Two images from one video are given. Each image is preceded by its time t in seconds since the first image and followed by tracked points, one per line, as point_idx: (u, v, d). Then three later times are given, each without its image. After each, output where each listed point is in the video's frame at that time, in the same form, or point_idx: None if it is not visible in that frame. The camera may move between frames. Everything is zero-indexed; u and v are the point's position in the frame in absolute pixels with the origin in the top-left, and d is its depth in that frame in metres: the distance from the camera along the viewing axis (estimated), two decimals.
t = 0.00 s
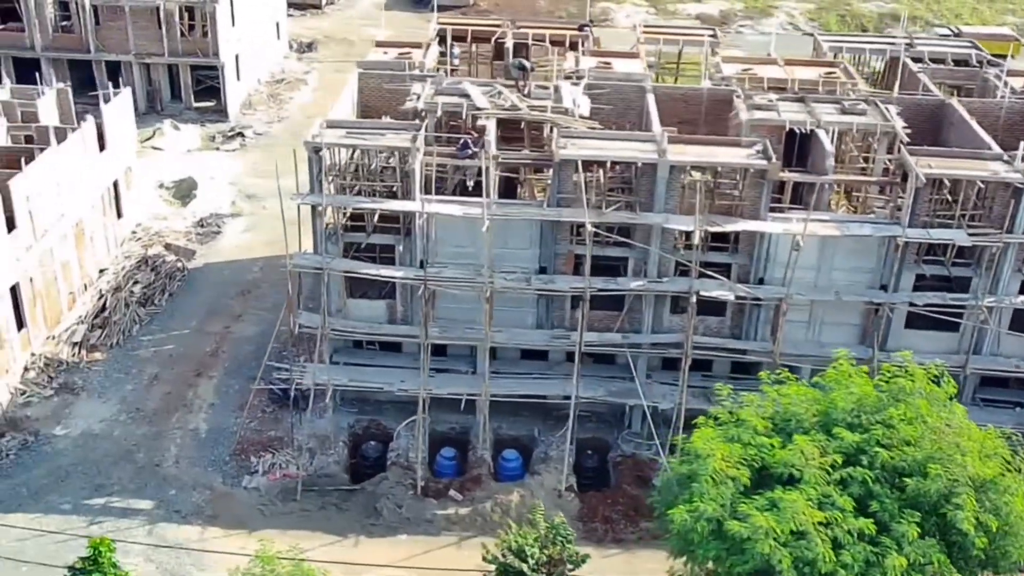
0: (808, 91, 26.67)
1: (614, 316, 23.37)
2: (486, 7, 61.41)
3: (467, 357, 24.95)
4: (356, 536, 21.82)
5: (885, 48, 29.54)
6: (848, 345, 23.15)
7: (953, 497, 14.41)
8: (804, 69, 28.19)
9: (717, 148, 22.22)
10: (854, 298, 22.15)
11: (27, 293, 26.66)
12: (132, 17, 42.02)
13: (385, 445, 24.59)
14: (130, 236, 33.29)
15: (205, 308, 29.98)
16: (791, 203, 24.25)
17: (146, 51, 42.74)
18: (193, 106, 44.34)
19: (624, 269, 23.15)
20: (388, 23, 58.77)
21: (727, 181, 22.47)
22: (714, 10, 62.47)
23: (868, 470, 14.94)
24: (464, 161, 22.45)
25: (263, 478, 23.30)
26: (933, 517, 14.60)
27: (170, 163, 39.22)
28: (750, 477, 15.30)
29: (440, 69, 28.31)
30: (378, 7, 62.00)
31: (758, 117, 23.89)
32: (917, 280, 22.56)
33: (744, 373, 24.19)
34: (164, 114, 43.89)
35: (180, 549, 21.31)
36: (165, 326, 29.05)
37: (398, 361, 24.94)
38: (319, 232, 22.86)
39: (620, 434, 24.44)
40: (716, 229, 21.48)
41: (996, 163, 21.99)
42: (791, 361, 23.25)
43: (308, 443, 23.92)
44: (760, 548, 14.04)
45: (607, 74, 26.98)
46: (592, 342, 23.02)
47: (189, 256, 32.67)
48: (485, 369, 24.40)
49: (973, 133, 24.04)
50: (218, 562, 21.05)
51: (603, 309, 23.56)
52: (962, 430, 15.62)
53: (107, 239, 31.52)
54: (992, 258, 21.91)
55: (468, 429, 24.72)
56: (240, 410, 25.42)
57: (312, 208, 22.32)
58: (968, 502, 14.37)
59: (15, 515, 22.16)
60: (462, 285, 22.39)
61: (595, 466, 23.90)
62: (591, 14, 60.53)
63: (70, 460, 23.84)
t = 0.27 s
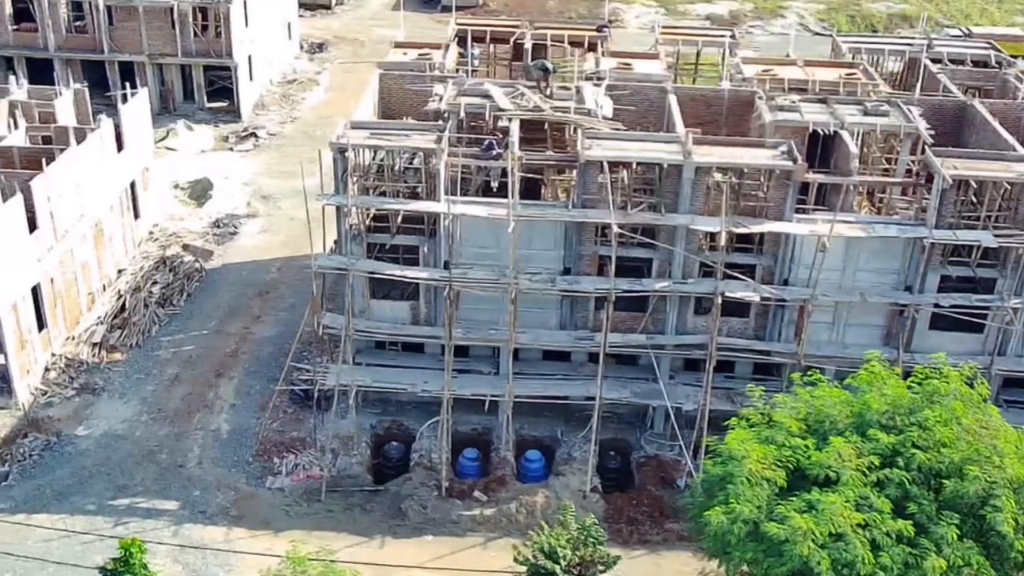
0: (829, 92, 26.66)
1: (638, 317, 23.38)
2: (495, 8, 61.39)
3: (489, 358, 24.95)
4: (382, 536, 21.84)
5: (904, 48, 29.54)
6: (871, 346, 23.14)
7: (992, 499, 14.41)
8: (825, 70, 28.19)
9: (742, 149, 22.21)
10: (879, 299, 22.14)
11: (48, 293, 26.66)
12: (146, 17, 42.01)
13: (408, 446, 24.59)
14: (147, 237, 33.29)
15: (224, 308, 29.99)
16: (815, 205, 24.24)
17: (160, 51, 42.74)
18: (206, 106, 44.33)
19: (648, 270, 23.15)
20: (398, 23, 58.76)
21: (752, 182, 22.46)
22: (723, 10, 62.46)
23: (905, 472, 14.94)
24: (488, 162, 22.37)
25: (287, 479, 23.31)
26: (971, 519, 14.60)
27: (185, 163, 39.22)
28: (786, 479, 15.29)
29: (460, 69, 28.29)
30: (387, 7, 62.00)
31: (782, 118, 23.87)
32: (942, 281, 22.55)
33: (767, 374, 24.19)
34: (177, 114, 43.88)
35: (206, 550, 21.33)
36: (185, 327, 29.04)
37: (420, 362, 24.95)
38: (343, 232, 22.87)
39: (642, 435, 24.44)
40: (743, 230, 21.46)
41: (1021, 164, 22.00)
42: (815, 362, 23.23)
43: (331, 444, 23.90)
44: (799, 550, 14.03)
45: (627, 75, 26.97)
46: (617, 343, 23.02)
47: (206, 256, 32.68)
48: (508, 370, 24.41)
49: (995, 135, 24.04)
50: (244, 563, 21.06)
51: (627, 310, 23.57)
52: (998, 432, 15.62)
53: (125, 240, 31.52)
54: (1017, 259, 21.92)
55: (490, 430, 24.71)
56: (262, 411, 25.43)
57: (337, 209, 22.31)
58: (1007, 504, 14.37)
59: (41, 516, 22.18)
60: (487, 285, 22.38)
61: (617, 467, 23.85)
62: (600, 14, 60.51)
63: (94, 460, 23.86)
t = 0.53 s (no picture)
0: (851, 93, 26.65)
1: (662, 318, 23.38)
2: (506, 8, 61.38)
3: (511, 359, 24.95)
4: (407, 538, 21.83)
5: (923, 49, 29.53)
6: (896, 348, 23.12)
7: None
8: (846, 71, 28.18)
9: (768, 151, 22.20)
10: (904, 300, 22.12)
11: (69, 294, 26.64)
12: (160, 17, 42.03)
13: (431, 447, 24.59)
14: (165, 238, 33.30)
15: (244, 309, 29.99)
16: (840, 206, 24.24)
17: (174, 52, 42.76)
18: (220, 107, 44.33)
19: (672, 271, 23.15)
20: (408, 23, 58.76)
21: (777, 183, 22.45)
22: (734, 10, 62.45)
23: (942, 475, 14.94)
24: (513, 163, 22.33)
25: (311, 480, 23.31)
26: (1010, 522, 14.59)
27: (200, 164, 39.23)
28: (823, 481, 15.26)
29: (480, 70, 28.28)
30: (398, 7, 62.00)
31: (806, 119, 23.87)
32: (967, 283, 22.53)
33: (790, 375, 24.18)
34: (191, 115, 43.89)
35: (232, 551, 21.33)
36: (204, 328, 29.04)
37: (443, 363, 24.95)
38: (369, 233, 22.87)
39: (665, 436, 24.43)
40: (769, 232, 21.44)
41: None
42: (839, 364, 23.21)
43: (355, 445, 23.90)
44: (839, 553, 14.02)
45: (649, 76, 26.96)
46: (641, 345, 23.00)
47: (224, 257, 32.69)
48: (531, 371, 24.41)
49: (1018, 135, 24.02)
50: (271, 564, 21.06)
51: (651, 311, 23.58)
52: None
53: (143, 241, 31.51)
54: None
55: (513, 431, 24.70)
56: (284, 412, 25.43)
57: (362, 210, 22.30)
58: None
59: (66, 517, 22.20)
60: (511, 286, 22.36)
61: (641, 468, 23.84)
62: (611, 15, 60.50)
63: (118, 462, 23.86)
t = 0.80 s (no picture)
0: (872, 94, 26.65)
1: (686, 320, 23.38)
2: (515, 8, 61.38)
3: (534, 360, 24.93)
4: (433, 539, 21.84)
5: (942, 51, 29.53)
6: (920, 349, 23.11)
7: None
8: (866, 72, 28.18)
9: (793, 152, 22.20)
10: (930, 302, 22.11)
11: (90, 296, 26.60)
12: (174, 18, 42.03)
13: (454, 448, 24.59)
14: (182, 238, 33.29)
15: (263, 310, 29.98)
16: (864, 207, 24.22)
17: (188, 53, 42.77)
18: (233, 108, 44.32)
19: (697, 273, 23.17)
20: (418, 24, 58.76)
21: (802, 185, 22.44)
22: (743, 11, 62.45)
23: (980, 477, 14.95)
24: (537, 164, 22.18)
25: (335, 481, 23.31)
26: None
27: (214, 165, 39.24)
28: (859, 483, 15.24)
29: (500, 71, 28.27)
30: (407, 7, 61.98)
31: (830, 120, 23.84)
32: (992, 285, 22.53)
33: (813, 377, 24.17)
34: (204, 116, 43.89)
35: (258, 552, 21.32)
36: (224, 328, 29.04)
37: (465, 365, 24.94)
38: (393, 234, 22.87)
39: (688, 437, 24.42)
40: (796, 233, 21.42)
41: None
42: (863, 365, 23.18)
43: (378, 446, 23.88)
44: (879, 555, 14.02)
45: (670, 77, 26.96)
46: (666, 346, 22.98)
47: (241, 258, 32.70)
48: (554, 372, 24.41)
49: None
50: (298, 565, 21.06)
51: (675, 313, 23.60)
52: None
53: (161, 242, 31.50)
54: None
55: (535, 433, 24.69)
56: (306, 413, 25.43)
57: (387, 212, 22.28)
58: None
59: (92, 518, 22.20)
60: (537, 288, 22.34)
61: (665, 470, 23.82)
62: (620, 15, 60.51)
63: (141, 463, 23.86)
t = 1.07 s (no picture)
0: (893, 95, 26.64)
1: (710, 321, 23.38)
2: (525, 9, 61.37)
3: (556, 362, 24.91)
4: (458, 541, 21.82)
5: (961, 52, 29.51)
6: (944, 351, 23.08)
7: None
8: (886, 73, 28.15)
9: (818, 154, 22.18)
10: (955, 304, 22.07)
11: (110, 297, 26.57)
12: (188, 19, 42.04)
13: (476, 449, 24.57)
14: (199, 239, 33.29)
15: (281, 311, 29.98)
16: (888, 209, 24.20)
17: (201, 53, 42.77)
18: (246, 108, 44.28)
19: (722, 274, 23.23)
20: (428, 25, 58.74)
21: (827, 186, 22.43)
22: (753, 12, 62.43)
23: (1017, 481, 14.98)
24: (562, 165, 22.10)
25: (358, 482, 23.31)
26: None
27: (229, 166, 39.24)
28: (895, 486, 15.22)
29: (519, 72, 28.24)
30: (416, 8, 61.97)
31: (854, 122, 23.80)
32: (1017, 287, 22.50)
33: (836, 378, 24.15)
34: (218, 116, 43.87)
35: (283, 554, 21.31)
36: (243, 330, 29.03)
37: (487, 366, 24.92)
38: (417, 236, 22.87)
39: (710, 439, 24.40)
40: (822, 235, 21.36)
41: None
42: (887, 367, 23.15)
43: (401, 447, 23.87)
44: (918, 559, 14.00)
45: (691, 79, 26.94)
46: (690, 348, 22.91)
47: (258, 259, 32.70)
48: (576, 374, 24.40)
49: None
50: (323, 567, 21.06)
51: (699, 314, 23.64)
52: None
53: (178, 243, 31.48)
54: None
55: (557, 434, 24.68)
56: (327, 415, 25.42)
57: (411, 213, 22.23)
58: None
59: (116, 519, 22.19)
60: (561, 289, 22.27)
61: (688, 472, 23.77)
62: (630, 16, 60.50)
63: (164, 464, 23.85)
